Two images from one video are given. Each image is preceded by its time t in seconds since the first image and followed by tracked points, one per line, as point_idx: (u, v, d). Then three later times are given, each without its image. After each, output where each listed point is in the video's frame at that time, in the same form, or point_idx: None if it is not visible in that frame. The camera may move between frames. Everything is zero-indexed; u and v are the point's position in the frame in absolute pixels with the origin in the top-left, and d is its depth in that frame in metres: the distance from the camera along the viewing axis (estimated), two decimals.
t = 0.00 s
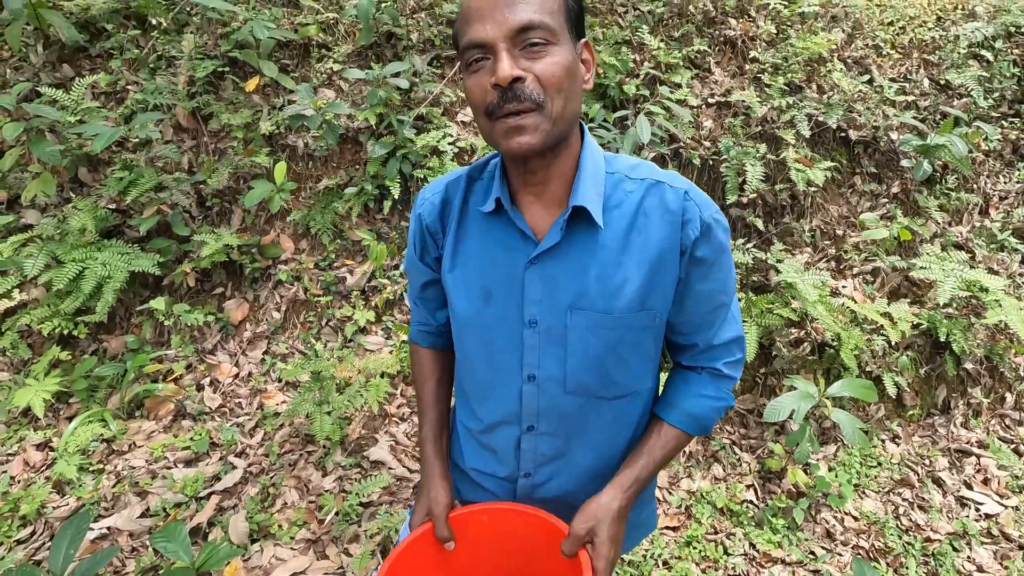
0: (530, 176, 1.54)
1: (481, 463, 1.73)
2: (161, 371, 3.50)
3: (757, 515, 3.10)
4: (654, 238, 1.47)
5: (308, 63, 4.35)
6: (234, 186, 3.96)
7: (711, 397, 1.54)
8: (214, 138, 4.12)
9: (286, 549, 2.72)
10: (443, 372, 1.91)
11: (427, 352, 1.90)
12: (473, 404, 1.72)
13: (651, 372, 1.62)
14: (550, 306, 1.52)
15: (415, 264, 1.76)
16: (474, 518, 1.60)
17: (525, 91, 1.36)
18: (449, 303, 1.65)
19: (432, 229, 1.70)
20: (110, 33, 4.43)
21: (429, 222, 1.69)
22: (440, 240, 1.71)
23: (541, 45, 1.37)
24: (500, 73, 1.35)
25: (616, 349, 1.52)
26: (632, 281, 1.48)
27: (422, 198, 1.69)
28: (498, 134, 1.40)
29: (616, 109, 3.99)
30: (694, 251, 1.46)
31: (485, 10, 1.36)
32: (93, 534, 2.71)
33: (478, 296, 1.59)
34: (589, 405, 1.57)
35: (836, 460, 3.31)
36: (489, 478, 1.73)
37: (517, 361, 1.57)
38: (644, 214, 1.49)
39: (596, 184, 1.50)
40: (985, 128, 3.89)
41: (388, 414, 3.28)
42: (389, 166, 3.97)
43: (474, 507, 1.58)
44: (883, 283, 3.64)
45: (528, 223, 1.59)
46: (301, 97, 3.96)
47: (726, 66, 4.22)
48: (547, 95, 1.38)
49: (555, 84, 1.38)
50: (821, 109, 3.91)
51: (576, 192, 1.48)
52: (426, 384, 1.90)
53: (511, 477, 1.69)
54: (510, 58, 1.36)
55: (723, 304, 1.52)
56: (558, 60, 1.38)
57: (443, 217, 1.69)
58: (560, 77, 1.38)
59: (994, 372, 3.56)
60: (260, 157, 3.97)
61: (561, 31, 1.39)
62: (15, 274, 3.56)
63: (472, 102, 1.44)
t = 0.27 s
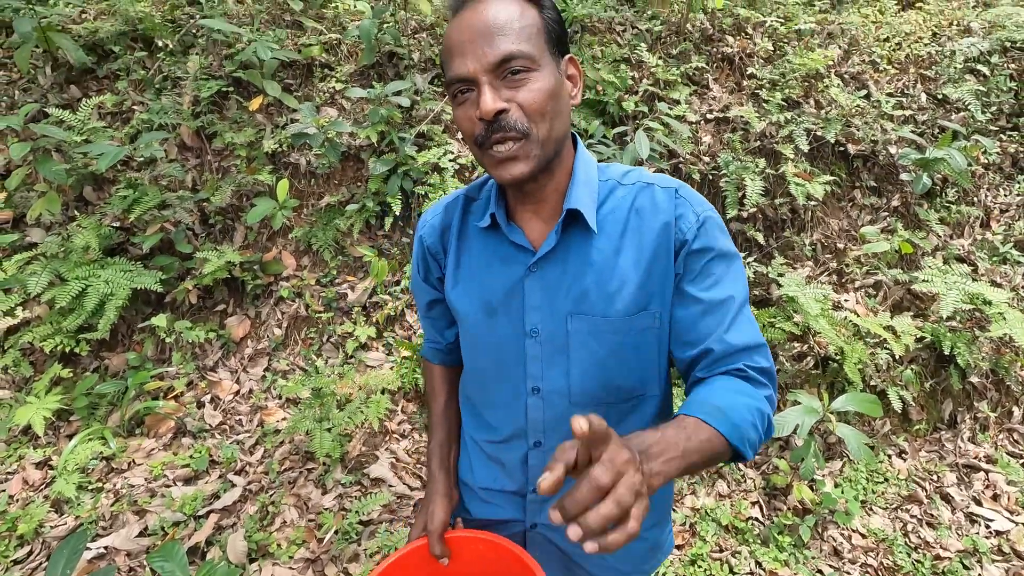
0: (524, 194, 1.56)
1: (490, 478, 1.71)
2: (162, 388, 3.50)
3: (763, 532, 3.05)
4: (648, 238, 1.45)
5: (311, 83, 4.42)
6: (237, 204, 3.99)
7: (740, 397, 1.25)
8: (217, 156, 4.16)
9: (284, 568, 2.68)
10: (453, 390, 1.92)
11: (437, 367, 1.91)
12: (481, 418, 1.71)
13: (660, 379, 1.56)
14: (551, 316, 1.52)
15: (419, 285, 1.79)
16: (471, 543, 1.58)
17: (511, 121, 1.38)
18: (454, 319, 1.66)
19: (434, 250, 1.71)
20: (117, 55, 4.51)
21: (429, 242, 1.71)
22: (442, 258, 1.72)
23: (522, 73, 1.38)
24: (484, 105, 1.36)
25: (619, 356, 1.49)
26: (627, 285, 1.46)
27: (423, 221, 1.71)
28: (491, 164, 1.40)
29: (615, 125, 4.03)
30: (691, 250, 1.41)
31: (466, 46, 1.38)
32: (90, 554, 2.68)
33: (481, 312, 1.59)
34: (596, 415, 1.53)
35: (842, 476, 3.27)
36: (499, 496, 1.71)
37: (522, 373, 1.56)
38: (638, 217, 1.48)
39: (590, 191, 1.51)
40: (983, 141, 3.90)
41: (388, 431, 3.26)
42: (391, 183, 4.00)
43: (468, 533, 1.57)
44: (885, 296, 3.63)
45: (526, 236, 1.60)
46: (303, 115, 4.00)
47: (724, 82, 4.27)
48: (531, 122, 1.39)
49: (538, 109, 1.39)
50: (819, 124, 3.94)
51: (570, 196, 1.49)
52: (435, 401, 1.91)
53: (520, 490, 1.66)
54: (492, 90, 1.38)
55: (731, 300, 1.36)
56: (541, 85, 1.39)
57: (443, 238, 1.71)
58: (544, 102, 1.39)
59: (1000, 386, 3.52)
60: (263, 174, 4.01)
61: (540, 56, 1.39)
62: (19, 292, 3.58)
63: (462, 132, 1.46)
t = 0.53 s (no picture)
0: (520, 205, 1.55)
1: (490, 486, 1.70)
2: (162, 399, 3.50)
3: (766, 544, 3.03)
4: (642, 243, 1.46)
5: (313, 95, 4.46)
6: (239, 215, 4.02)
7: (743, 373, 1.17)
8: (220, 168, 4.20)
9: None
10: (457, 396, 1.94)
11: (441, 374, 1.95)
12: (482, 425, 1.71)
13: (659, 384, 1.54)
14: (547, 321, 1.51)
15: (421, 293, 1.82)
16: (470, 546, 1.64)
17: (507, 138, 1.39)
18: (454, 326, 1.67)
19: (433, 258, 1.73)
20: (122, 68, 4.57)
21: (429, 251, 1.74)
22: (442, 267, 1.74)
23: (519, 92, 1.40)
24: (480, 125, 1.38)
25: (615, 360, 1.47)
26: (623, 289, 1.46)
27: (424, 231, 1.74)
28: (490, 181, 1.41)
29: (614, 135, 4.05)
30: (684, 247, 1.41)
31: (463, 64, 1.39)
32: (89, 566, 2.67)
33: (479, 318, 1.59)
34: (593, 420, 1.51)
35: (845, 487, 3.24)
36: (499, 506, 1.69)
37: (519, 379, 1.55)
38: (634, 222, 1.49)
39: (586, 199, 1.52)
40: (981, 151, 3.92)
41: (388, 442, 3.25)
42: (392, 194, 4.02)
43: (466, 537, 1.63)
44: (886, 305, 3.62)
45: (523, 245, 1.60)
46: (305, 127, 4.04)
47: (723, 93, 4.29)
48: (529, 139, 1.40)
49: (537, 128, 1.40)
50: (817, 134, 3.96)
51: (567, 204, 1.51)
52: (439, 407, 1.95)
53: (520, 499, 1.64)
54: (489, 109, 1.39)
55: (727, 285, 1.31)
56: (538, 103, 1.40)
57: (443, 248, 1.73)
58: (541, 118, 1.40)
59: (1003, 396, 3.50)
60: (264, 186, 4.04)
61: (538, 74, 1.41)
62: (22, 303, 3.60)
63: (460, 147, 1.48)
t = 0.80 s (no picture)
0: (513, 207, 1.56)
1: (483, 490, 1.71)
2: (162, 401, 3.50)
3: (765, 545, 3.02)
4: (634, 253, 1.44)
5: (312, 99, 4.48)
6: (238, 218, 4.03)
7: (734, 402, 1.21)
8: (220, 171, 4.21)
9: None
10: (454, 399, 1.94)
11: (440, 374, 1.94)
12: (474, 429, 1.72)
13: (649, 393, 1.55)
14: (538, 330, 1.52)
15: (416, 294, 1.82)
16: (470, 546, 1.65)
17: (509, 132, 1.39)
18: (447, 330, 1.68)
19: (426, 261, 1.74)
20: (122, 72, 4.59)
21: (422, 254, 1.73)
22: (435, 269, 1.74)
23: (527, 87, 1.39)
24: (484, 113, 1.38)
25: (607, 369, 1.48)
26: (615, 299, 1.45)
27: (417, 233, 1.74)
28: (480, 172, 1.43)
29: (613, 138, 4.06)
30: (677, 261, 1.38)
31: (475, 53, 1.39)
32: (87, 568, 2.66)
33: (471, 321, 1.60)
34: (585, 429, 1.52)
35: (844, 489, 3.24)
36: (491, 508, 1.70)
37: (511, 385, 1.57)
38: (625, 232, 1.47)
39: (577, 206, 1.50)
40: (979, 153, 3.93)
41: (387, 444, 3.25)
42: (391, 197, 4.03)
43: (467, 537, 1.63)
44: (884, 307, 3.63)
45: (514, 251, 1.61)
46: (304, 130, 4.06)
47: (721, 96, 4.31)
48: (530, 134, 1.40)
49: (539, 124, 1.40)
50: (815, 137, 3.97)
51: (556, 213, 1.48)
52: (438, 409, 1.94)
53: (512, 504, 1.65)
54: (496, 97, 1.39)
55: (718, 310, 1.32)
56: (544, 102, 1.40)
57: (435, 251, 1.72)
58: (545, 118, 1.40)
59: (1001, 398, 3.51)
60: (264, 189, 4.05)
61: (550, 74, 1.40)
62: (22, 305, 3.61)
63: (460, 138, 1.48)
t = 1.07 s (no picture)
0: (522, 201, 1.55)
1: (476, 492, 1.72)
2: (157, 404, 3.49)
3: (762, 547, 3.02)
4: (640, 267, 1.47)
5: (309, 102, 4.49)
6: (235, 221, 4.03)
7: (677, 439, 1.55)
8: (217, 174, 4.21)
9: None
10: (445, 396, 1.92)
11: (431, 372, 1.93)
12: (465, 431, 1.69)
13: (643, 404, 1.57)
14: (540, 332, 1.51)
15: (412, 287, 1.80)
16: (465, 543, 1.66)
17: (533, 119, 1.38)
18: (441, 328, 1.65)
19: (423, 255, 1.72)
20: (120, 76, 4.60)
21: (421, 247, 1.71)
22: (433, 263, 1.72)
23: (558, 81, 1.40)
24: (514, 100, 1.37)
25: (607, 376, 1.49)
26: (620, 308, 1.46)
27: (415, 225, 1.71)
28: (497, 153, 1.42)
29: (609, 141, 4.08)
30: (682, 278, 1.45)
31: (507, 37, 1.39)
32: (81, 571, 2.65)
33: (469, 319, 1.58)
34: (580, 436, 1.54)
35: (841, 490, 3.24)
36: (481, 508, 1.73)
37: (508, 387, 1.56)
38: (632, 241, 1.49)
39: (585, 213, 1.51)
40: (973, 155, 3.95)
41: (383, 446, 3.25)
42: (388, 200, 4.04)
43: (464, 533, 1.63)
44: (880, 309, 3.64)
45: (519, 249, 1.60)
46: (302, 133, 4.07)
47: (717, 99, 4.33)
48: (552, 127, 1.39)
49: (563, 118, 1.39)
50: (810, 139, 3.99)
51: (564, 217, 1.49)
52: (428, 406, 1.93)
53: (504, 510, 1.67)
54: (527, 86, 1.38)
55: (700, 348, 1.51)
56: (571, 99, 1.40)
57: (434, 245, 1.70)
58: (569, 114, 1.40)
59: (998, 399, 3.51)
60: (261, 192, 4.05)
61: (579, 74, 1.42)
62: (18, 309, 3.60)
63: (481, 118, 1.46)
